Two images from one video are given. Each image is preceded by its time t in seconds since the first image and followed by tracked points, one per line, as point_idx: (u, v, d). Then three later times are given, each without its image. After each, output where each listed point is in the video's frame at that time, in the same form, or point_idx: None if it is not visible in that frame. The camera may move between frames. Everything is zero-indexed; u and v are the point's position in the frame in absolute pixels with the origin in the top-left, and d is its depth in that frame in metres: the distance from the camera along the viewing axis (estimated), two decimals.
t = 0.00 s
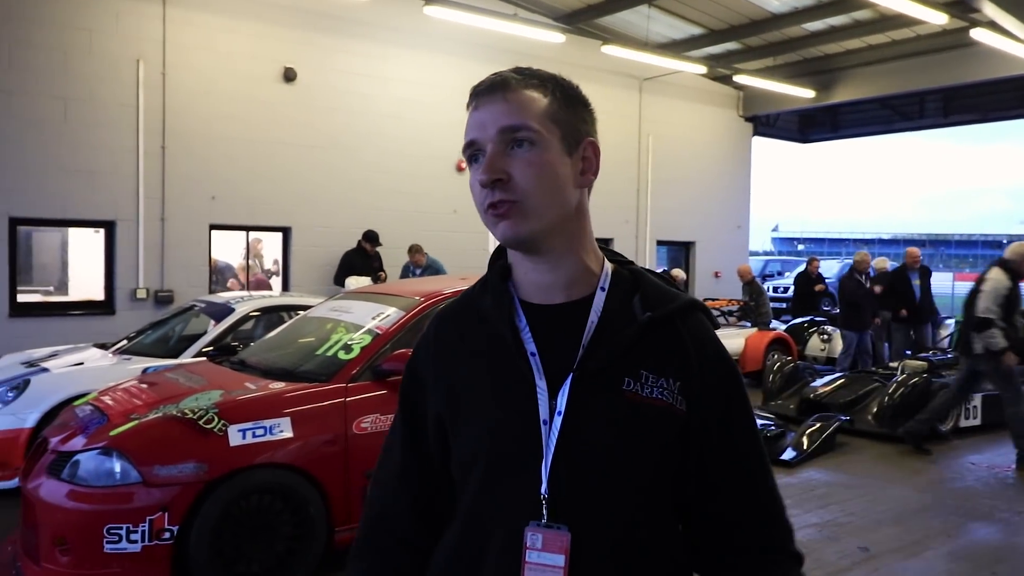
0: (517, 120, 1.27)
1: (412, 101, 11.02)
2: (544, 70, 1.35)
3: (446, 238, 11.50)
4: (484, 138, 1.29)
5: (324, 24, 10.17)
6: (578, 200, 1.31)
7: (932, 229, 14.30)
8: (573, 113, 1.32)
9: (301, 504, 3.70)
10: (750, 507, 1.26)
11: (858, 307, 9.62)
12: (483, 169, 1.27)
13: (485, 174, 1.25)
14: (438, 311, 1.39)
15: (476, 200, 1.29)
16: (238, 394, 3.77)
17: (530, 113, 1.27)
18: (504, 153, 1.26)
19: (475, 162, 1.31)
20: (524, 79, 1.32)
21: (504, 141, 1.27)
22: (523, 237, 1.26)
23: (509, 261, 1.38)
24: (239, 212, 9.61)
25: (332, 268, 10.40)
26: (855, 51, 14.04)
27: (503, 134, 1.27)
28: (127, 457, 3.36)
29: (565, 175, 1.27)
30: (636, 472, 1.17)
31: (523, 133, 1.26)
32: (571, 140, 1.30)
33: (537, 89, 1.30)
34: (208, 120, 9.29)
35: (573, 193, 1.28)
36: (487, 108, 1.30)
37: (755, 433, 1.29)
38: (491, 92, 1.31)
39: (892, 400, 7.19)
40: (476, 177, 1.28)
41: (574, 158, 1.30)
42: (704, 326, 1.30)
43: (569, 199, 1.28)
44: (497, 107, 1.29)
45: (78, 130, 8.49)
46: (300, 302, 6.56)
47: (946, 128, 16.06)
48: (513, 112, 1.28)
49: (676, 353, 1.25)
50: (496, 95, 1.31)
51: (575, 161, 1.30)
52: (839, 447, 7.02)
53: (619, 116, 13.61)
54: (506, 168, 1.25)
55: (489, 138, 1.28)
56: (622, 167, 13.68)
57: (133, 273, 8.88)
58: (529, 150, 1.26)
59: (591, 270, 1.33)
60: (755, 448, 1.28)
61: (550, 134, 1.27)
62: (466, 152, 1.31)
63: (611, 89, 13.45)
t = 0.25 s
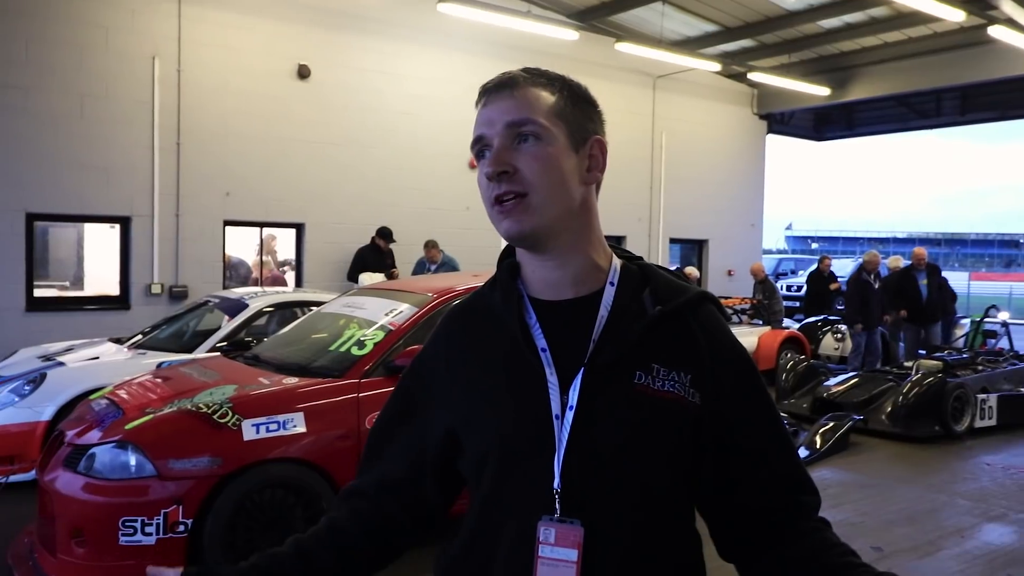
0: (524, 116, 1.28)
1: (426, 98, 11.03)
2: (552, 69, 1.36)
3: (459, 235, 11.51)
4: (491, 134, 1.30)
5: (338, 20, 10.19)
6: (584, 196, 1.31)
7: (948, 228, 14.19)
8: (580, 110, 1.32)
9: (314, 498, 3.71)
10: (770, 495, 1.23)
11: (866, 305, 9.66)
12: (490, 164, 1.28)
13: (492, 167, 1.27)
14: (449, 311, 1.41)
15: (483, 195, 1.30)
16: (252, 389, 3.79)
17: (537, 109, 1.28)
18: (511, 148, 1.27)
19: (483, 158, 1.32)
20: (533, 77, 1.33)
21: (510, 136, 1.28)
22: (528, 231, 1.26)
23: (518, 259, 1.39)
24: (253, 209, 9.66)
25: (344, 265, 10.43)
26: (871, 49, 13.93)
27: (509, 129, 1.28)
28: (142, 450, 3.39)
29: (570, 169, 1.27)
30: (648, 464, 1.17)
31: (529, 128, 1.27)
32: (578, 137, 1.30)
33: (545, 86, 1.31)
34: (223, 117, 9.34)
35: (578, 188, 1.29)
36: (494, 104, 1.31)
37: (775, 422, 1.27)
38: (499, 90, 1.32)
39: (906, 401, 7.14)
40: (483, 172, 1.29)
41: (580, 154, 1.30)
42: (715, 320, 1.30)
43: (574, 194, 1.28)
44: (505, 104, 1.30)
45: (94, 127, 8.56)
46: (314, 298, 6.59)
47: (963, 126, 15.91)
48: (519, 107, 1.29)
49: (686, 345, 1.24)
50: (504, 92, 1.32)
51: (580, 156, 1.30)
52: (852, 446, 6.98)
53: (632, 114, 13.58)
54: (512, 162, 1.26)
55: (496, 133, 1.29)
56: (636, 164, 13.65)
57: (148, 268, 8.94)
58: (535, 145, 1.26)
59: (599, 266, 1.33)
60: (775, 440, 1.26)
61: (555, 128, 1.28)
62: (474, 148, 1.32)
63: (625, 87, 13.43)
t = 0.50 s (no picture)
0: (538, 119, 1.28)
1: (436, 97, 11.03)
2: (567, 71, 1.35)
3: (469, 234, 11.52)
4: (505, 137, 1.30)
5: (349, 19, 10.21)
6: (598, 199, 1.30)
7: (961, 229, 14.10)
8: (595, 113, 1.32)
9: (323, 497, 3.73)
10: (773, 505, 1.22)
11: (870, 304, 9.60)
12: (504, 167, 1.28)
13: (506, 172, 1.26)
14: (460, 314, 1.41)
15: (497, 198, 1.30)
16: (262, 387, 3.81)
17: (552, 113, 1.28)
18: (524, 152, 1.27)
19: (497, 161, 1.32)
20: (547, 79, 1.32)
21: (525, 140, 1.28)
22: (542, 235, 1.26)
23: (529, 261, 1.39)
24: (264, 206, 9.69)
25: (355, 262, 10.45)
26: (884, 48, 13.85)
27: (523, 132, 1.28)
28: (153, 446, 3.40)
29: (584, 173, 1.27)
30: (657, 469, 1.16)
31: (543, 131, 1.27)
32: (592, 140, 1.30)
33: (559, 90, 1.31)
34: (234, 115, 9.37)
35: (593, 191, 1.28)
36: (508, 107, 1.31)
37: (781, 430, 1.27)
38: (514, 92, 1.32)
39: (918, 402, 7.11)
40: (497, 176, 1.29)
41: (594, 156, 1.30)
42: (727, 325, 1.29)
43: (589, 198, 1.28)
44: (519, 106, 1.30)
45: (107, 124, 8.60)
46: (324, 296, 6.60)
47: (976, 126, 15.81)
48: (534, 111, 1.28)
49: (698, 352, 1.24)
50: (519, 95, 1.31)
51: (595, 159, 1.30)
52: (863, 448, 6.95)
53: (643, 113, 13.55)
54: (526, 166, 1.26)
55: (510, 137, 1.29)
56: (646, 163, 13.62)
57: (160, 265, 8.98)
58: (550, 148, 1.26)
59: (611, 268, 1.32)
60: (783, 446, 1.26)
61: (570, 132, 1.28)
62: (488, 151, 1.32)
63: (636, 86, 13.41)
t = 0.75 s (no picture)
0: (558, 121, 1.27)
1: (443, 97, 11.04)
2: (582, 74, 1.35)
3: (475, 234, 11.52)
4: (524, 138, 1.29)
5: (356, 19, 10.22)
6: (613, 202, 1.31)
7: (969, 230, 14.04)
8: (610, 117, 1.32)
9: (328, 496, 3.73)
10: (778, 505, 1.22)
11: (871, 304, 9.69)
12: (526, 168, 1.27)
13: (529, 174, 1.25)
14: (468, 314, 1.40)
15: (515, 199, 1.29)
16: (268, 386, 3.81)
17: (572, 115, 1.28)
18: (546, 154, 1.27)
19: (515, 162, 1.31)
20: (564, 81, 1.32)
21: (545, 142, 1.27)
22: (561, 237, 1.26)
23: (539, 261, 1.38)
24: (271, 206, 9.72)
25: (361, 262, 10.47)
26: (892, 49, 13.81)
27: (544, 134, 1.27)
28: (159, 445, 3.41)
29: (603, 176, 1.27)
30: (662, 471, 1.16)
31: (564, 134, 1.26)
32: (609, 143, 1.30)
33: (577, 92, 1.31)
34: (241, 114, 9.39)
35: (610, 194, 1.29)
36: (528, 108, 1.30)
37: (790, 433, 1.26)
38: (533, 92, 1.31)
39: (925, 405, 7.08)
40: (516, 178, 1.28)
41: (610, 160, 1.30)
42: (735, 325, 1.29)
43: (606, 202, 1.28)
44: (539, 107, 1.29)
45: (115, 123, 8.63)
46: (330, 295, 6.61)
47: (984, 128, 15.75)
48: (555, 112, 1.28)
49: (706, 353, 1.23)
50: (538, 95, 1.31)
51: (610, 163, 1.30)
52: (869, 450, 6.93)
53: (650, 113, 13.54)
54: (548, 168, 1.25)
55: (530, 138, 1.28)
56: (653, 164, 13.60)
57: (167, 264, 9.01)
58: (571, 151, 1.26)
59: (621, 270, 1.33)
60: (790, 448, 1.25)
61: (589, 136, 1.28)
62: (506, 152, 1.31)
63: (643, 87, 13.40)
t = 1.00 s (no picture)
0: (557, 124, 1.27)
1: (444, 98, 11.05)
2: (580, 78, 1.35)
3: (476, 235, 11.52)
4: (523, 141, 1.29)
5: (357, 20, 10.23)
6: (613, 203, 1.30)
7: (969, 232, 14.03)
8: (610, 119, 1.32)
9: (329, 498, 3.73)
10: (777, 507, 1.23)
11: (864, 306, 9.79)
12: (525, 171, 1.27)
13: (528, 175, 1.25)
14: (470, 314, 1.40)
15: (516, 202, 1.29)
16: (269, 388, 3.81)
17: (570, 117, 1.28)
18: (544, 156, 1.27)
19: (514, 166, 1.31)
20: (562, 84, 1.32)
21: (543, 145, 1.27)
22: (561, 239, 1.26)
23: (542, 262, 1.38)
24: (271, 207, 9.72)
25: (361, 264, 10.47)
26: (893, 51, 13.81)
27: (543, 137, 1.27)
28: (160, 447, 3.41)
29: (603, 177, 1.27)
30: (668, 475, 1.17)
31: (562, 136, 1.27)
32: (608, 145, 1.30)
33: (575, 95, 1.31)
34: (242, 116, 9.40)
35: (610, 195, 1.28)
36: (526, 112, 1.31)
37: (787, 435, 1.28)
38: (532, 96, 1.31)
39: (926, 407, 7.07)
40: (515, 181, 1.28)
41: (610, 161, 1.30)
42: (738, 329, 1.29)
43: (606, 203, 1.28)
44: (537, 111, 1.30)
45: (117, 124, 8.64)
46: (331, 297, 6.61)
47: (985, 130, 15.75)
48: (553, 115, 1.28)
49: (710, 355, 1.24)
50: (536, 98, 1.31)
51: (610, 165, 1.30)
52: (870, 452, 6.92)
53: (651, 115, 13.54)
54: (547, 170, 1.25)
55: (529, 141, 1.28)
56: (654, 165, 13.60)
57: (168, 264, 9.01)
58: (570, 153, 1.26)
59: (622, 271, 1.32)
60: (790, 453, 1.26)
61: (588, 138, 1.28)
62: (506, 156, 1.31)
63: (643, 88, 13.41)
